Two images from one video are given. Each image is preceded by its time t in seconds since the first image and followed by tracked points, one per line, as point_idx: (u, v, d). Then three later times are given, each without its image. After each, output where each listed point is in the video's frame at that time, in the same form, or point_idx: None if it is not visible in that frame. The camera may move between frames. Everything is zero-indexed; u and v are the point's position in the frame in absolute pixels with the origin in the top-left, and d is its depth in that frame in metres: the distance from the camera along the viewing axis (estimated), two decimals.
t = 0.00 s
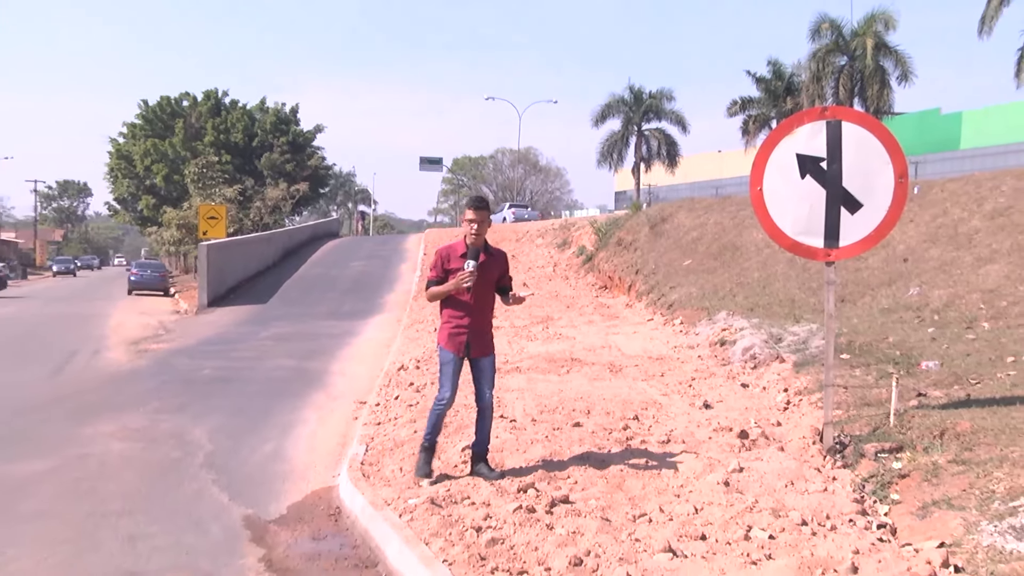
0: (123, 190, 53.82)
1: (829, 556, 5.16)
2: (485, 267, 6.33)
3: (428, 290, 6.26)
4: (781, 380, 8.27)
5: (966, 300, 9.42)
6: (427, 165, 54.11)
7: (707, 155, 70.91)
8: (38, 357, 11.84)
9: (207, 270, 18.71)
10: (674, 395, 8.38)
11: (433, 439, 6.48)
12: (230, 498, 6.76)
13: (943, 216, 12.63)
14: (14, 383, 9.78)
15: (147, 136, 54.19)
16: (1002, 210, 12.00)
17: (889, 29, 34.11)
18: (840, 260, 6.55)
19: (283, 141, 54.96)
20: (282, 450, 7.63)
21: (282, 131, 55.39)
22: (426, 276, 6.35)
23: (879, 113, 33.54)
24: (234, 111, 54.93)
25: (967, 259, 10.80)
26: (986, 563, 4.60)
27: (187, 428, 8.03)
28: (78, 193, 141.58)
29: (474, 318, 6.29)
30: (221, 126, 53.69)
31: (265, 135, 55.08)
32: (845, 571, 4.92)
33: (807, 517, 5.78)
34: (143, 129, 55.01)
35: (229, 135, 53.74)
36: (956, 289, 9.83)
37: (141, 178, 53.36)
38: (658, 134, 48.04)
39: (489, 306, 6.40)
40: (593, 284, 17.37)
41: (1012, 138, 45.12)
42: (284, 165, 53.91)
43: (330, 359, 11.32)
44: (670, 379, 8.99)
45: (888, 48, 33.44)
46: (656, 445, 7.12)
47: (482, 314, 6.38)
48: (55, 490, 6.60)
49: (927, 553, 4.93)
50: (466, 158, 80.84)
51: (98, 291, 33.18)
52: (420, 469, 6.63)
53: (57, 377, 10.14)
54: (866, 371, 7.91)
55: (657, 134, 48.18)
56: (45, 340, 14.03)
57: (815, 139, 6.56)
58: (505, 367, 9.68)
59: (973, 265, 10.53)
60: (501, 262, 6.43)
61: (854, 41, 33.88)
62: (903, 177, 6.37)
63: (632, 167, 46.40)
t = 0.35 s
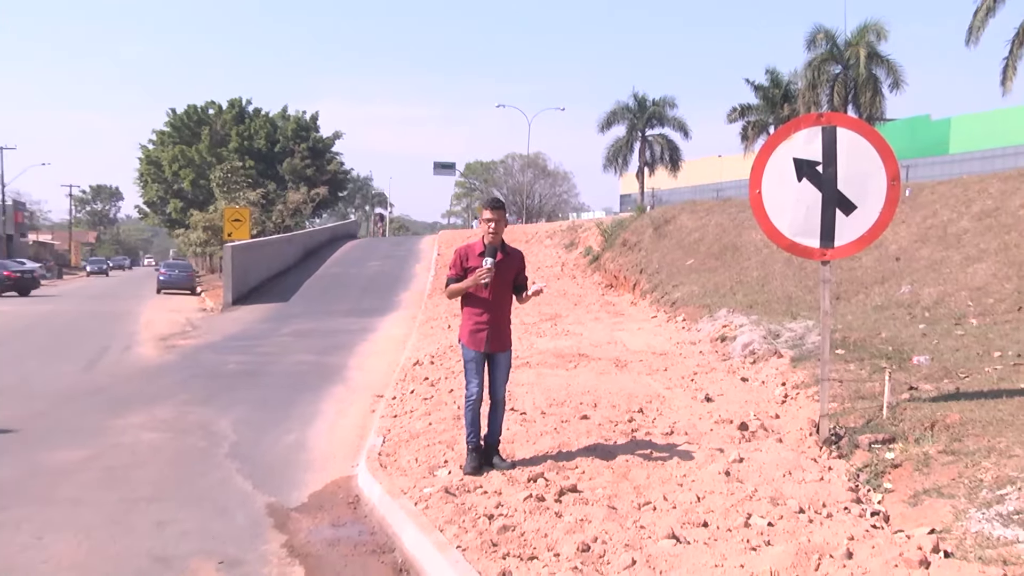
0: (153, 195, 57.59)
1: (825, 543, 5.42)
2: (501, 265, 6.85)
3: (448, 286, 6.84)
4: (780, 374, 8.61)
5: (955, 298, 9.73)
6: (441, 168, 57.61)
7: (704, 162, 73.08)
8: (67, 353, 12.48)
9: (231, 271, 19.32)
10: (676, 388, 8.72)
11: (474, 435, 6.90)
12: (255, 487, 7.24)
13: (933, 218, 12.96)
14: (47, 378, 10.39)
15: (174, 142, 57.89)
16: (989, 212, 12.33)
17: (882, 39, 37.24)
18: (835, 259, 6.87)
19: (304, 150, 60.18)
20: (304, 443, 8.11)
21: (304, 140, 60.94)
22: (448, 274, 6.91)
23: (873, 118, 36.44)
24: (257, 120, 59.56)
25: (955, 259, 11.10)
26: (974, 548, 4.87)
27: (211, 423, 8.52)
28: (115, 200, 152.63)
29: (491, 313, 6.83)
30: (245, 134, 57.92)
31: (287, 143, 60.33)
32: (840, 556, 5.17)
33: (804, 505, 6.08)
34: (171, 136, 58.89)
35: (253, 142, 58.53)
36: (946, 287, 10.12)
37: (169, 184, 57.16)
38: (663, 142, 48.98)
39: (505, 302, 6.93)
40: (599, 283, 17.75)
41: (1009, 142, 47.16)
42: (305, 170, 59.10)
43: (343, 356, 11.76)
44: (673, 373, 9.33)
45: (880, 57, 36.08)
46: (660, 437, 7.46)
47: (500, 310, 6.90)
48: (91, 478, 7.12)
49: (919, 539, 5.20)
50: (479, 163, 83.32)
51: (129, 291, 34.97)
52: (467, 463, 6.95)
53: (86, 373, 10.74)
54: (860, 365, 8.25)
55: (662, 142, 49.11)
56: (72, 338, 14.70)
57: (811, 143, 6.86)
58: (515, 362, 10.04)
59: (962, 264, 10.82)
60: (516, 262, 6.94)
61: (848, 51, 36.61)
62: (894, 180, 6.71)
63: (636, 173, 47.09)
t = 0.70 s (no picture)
0: (184, 192, 61.92)
1: (823, 526, 5.73)
2: (513, 261, 7.21)
3: (464, 281, 7.20)
4: (780, 365, 8.95)
5: (948, 292, 10.05)
6: (456, 168, 60.57)
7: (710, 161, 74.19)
8: (97, 346, 13.10)
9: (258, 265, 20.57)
10: (682, 378, 9.09)
11: (489, 423, 7.28)
12: (280, 472, 7.67)
13: (926, 216, 13.30)
14: (80, 371, 10.97)
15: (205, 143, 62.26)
16: (980, 210, 12.64)
17: (877, 45, 39.16)
18: (834, 256, 7.19)
19: (327, 151, 63.75)
20: (326, 435, 8.53)
21: (326, 141, 64.71)
22: (464, 270, 7.29)
23: (869, 119, 38.80)
24: (283, 122, 63.62)
25: (948, 254, 11.42)
26: (965, 531, 5.16)
27: (235, 414, 8.99)
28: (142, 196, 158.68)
29: (505, 306, 7.21)
30: (271, 135, 62.03)
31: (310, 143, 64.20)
32: (838, 539, 5.47)
33: (803, 490, 6.40)
34: (202, 138, 62.94)
35: (280, 144, 62.51)
36: (938, 282, 10.45)
37: (199, 182, 61.15)
38: (669, 143, 49.64)
39: (519, 296, 7.29)
40: (608, 278, 18.17)
41: (1009, 143, 49.16)
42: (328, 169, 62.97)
43: (358, 350, 12.19)
44: (678, 364, 9.70)
45: (876, 63, 38.59)
46: (667, 424, 7.81)
47: (514, 302, 7.26)
48: (126, 464, 7.61)
49: (913, 522, 5.51)
50: (494, 163, 86.32)
51: (161, 287, 36.99)
52: (482, 450, 7.33)
53: (115, 366, 11.31)
54: (857, 357, 8.61)
55: (668, 143, 49.78)
56: (98, 332, 15.34)
57: (811, 145, 7.18)
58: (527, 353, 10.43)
59: (954, 260, 11.13)
60: (528, 258, 7.29)
61: (847, 57, 39.04)
62: (892, 180, 7.01)
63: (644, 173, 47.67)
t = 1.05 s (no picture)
0: (221, 190, 67.67)
1: (832, 511, 6.05)
2: (534, 255, 7.57)
3: (488, 275, 7.60)
4: (789, 356, 9.30)
5: (951, 288, 10.37)
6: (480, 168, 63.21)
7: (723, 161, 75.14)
8: (133, 339, 13.72)
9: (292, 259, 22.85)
10: (696, 368, 9.48)
11: (512, 411, 7.67)
12: (314, 456, 8.15)
13: (930, 215, 13.64)
14: (117, 363, 11.52)
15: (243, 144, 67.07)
16: (981, 209, 12.93)
17: (884, 49, 40.64)
18: (842, 252, 7.52)
19: (355, 150, 66.40)
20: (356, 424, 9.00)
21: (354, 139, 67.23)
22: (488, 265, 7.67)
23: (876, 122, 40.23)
24: (314, 122, 66.84)
25: (951, 251, 11.73)
26: (967, 517, 5.49)
27: (269, 405, 9.47)
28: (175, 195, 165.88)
29: (527, 298, 7.57)
30: (303, 136, 65.33)
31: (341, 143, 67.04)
32: (845, 524, 5.79)
33: (812, 477, 6.73)
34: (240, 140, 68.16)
35: (311, 142, 65.51)
36: (941, 278, 10.77)
37: (236, 181, 66.83)
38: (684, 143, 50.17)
39: (540, 289, 7.65)
40: (624, 273, 18.62)
41: (1011, 143, 50.16)
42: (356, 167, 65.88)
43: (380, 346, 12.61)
44: (692, 355, 10.07)
45: (883, 68, 39.81)
46: (681, 412, 8.18)
47: (535, 295, 7.62)
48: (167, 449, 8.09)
49: (917, 509, 5.83)
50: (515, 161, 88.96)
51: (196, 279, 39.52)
52: (504, 436, 7.72)
53: (151, 357, 11.88)
54: (863, 350, 8.97)
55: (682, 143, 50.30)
56: (131, 326, 15.98)
57: (820, 146, 7.50)
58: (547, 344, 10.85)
59: (957, 257, 11.44)
60: (549, 252, 7.65)
61: (854, 62, 40.23)
62: (897, 179, 7.36)
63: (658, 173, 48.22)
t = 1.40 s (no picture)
0: (260, 190, 72.92)
1: (841, 497, 6.36)
2: (555, 253, 7.93)
3: (511, 272, 7.97)
4: (799, 348, 9.68)
5: (954, 283, 10.72)
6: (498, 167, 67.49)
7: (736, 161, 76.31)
8: (167, 335, 14.27)
9: (323, 254, 25.12)
10: (710, 360, 9.90)
11: (534, 400, 8.07)
12: (346, 443, 8.60)
13: (935, 213, 13.98)
14: (153, 357, 12.03)
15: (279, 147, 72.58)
16: (983, 207, 13.23)
17: (890, 54, 42.70)
18: (850, 249, 7.86)
19: (386, 152, 72.23)
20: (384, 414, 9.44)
21: (385, 143, 72.85)
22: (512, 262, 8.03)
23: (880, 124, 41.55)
24: (347, 127, 71.95)
25: (954, 248, 12.06)
26: (971, 503, 5.82)
27: (300, 397, 9.91)
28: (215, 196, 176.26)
29: (548, 294, 7.94)
30: (336, 139, 70.48)
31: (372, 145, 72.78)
32: (854, 509, 6.10)
33: (821, 464, 7.05)
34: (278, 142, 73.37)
35: (341, 145, 70.62)
36: (946, 274, 11.10)
37: (272, 182, 71.58)
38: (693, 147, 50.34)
39: (561, 284, 8.01)
40: (640, 269, 19.10)
41: (1010, 144, 50.59)
42: (387, 169, 71.80)
43: (403, 344, 13.03)
44: (706, 347, 10.51)
45: (890, 72, 42.39)
46: (696, 402, 8.58)
47: (556, 290, 7.99)
48: (205, 438, 8.52)
49: (922, 495, 6.13)
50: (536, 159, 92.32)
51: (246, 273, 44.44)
52: (527, 424, 8.14)
53: (185, 352, 12.39)
54: (870, 342, 9.34)
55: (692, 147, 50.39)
56: (162, 322, 16.55)
57: (830, 146, 7.85)
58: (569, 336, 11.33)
59: (961, 253, 11.75)
60: (569, 249, 8.00)
61: (861, 66, 42.78)
62: (904, 179, 7.68)
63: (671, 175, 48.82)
